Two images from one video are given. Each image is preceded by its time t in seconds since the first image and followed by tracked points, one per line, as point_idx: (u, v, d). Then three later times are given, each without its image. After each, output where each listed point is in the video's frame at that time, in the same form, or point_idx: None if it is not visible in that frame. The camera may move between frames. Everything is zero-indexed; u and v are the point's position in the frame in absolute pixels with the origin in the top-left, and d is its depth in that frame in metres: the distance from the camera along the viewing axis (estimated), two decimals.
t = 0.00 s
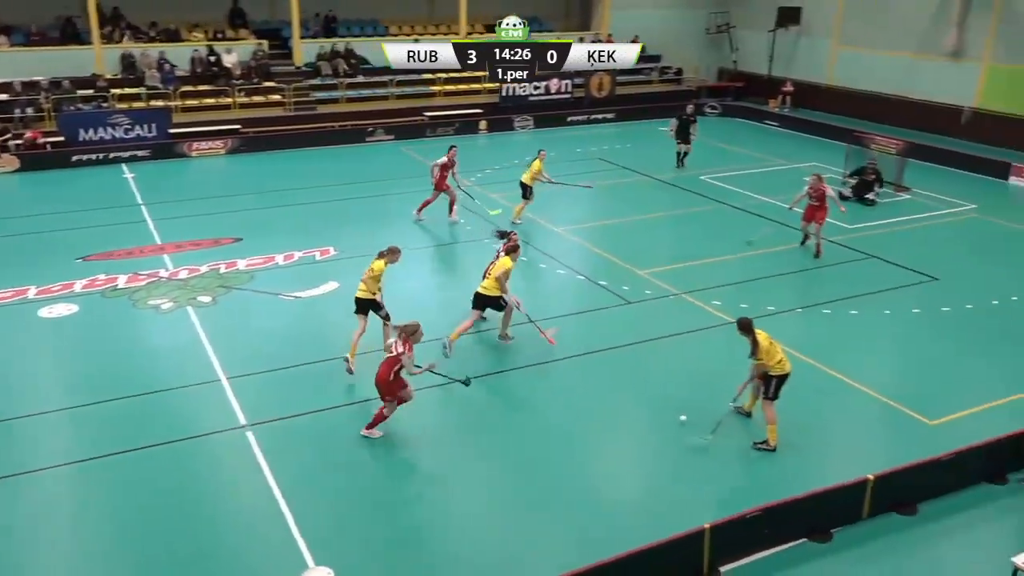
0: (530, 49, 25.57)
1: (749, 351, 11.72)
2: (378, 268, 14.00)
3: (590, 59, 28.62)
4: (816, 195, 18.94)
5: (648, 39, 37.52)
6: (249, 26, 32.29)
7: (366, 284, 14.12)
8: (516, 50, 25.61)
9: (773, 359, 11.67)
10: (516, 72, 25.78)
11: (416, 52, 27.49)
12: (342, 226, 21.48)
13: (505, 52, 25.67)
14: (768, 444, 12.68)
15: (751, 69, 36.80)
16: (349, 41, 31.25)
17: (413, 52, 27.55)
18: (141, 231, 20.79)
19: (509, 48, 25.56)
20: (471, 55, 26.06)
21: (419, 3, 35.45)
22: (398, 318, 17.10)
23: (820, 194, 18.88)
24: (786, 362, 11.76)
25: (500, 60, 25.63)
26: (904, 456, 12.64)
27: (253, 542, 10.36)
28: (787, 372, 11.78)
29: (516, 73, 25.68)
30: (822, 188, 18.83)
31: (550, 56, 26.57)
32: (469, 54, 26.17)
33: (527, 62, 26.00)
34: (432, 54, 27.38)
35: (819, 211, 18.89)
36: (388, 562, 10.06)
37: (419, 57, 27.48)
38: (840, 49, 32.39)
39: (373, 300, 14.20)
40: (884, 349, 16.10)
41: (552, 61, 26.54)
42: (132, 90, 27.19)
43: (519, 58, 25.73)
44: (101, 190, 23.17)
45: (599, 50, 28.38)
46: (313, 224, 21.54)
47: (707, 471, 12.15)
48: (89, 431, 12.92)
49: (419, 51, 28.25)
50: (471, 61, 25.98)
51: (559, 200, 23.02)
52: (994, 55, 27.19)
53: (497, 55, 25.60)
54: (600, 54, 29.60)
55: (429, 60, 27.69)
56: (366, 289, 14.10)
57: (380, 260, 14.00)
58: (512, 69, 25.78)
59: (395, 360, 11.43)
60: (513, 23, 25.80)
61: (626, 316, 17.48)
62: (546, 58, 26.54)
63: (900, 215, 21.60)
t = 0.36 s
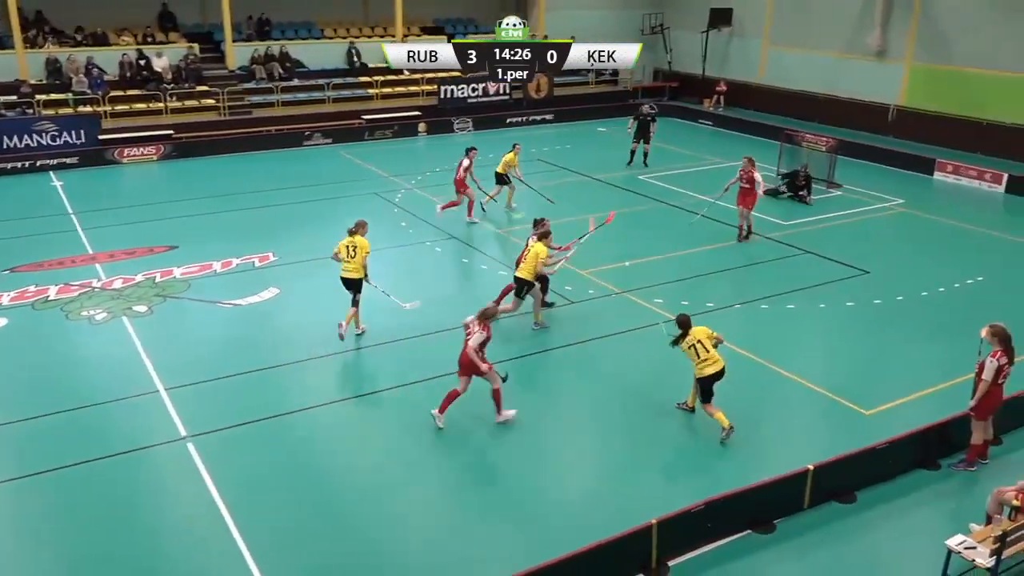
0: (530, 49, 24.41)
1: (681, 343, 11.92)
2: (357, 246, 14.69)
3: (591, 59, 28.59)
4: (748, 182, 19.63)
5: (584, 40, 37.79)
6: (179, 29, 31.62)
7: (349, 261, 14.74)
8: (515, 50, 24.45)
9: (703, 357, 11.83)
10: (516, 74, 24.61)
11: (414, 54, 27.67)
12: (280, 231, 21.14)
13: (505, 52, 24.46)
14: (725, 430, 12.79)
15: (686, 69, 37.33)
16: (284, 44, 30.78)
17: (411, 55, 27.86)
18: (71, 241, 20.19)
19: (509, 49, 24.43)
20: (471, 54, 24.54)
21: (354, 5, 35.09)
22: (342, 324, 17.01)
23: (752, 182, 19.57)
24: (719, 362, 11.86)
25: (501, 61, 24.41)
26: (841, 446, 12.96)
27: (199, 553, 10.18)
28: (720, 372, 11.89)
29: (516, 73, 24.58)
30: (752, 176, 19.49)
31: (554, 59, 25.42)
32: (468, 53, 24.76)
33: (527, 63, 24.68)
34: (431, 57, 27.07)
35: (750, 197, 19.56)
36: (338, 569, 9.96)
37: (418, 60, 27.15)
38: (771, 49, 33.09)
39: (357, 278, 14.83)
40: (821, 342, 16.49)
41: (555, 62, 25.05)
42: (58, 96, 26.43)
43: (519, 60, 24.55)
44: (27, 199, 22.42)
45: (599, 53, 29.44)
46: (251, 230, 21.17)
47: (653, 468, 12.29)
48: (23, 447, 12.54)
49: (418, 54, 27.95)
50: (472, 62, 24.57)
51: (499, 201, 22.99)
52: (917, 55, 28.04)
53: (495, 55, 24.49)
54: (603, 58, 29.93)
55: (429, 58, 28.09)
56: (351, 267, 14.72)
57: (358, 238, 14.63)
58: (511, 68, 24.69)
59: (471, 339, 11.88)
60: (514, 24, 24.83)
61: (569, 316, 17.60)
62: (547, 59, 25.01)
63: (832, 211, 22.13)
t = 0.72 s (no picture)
0: (529, 49, 25.75)
1: (664, 347, 11.89)
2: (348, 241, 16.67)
3: (590, 59, 29.99)
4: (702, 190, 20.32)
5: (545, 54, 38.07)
6: (136, 45, 31.31)
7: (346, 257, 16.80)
8: (515, 50, 25.73)
9: (680, 367, 11.86)
10: (516, 73, 25.84)
11: (416, 53, 28.93)
12: (241, 248, 20.91)
13: (505, 53, 25.75)
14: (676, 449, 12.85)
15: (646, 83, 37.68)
16: (243, 60, 30.46)
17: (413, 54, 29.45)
18: (26, 260, 19.80)
19: (509, 48, 25.72)
20: (471, 55, 25.94)
21: (313, 21, 35.07)
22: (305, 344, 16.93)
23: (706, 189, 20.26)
24: (692, 378, 11.93)
25: (500, 61, 25.68)
26: (805, 453, 13.12)
27: None
28: (688, 388, 11.97)
29: (516, 73, 25.83)
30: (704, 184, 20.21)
31: (551, 57, 25.97)
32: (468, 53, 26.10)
33: (527, 63, 26.00)
34: (433, 54, 28.70)
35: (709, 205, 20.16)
36: None
37: (419, 57, 29.02)
38: (728, 63, 33.55)
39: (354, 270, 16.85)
40: (783, 351, 16.70)
41: (553, 62, 25.94)
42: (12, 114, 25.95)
43: (519, 59, 25.80)
44: None
45: (596, 52, 30.36)
46: (212, 247, 20.95)
47: (620, 480, 12.33)
48: None
49: (420, 53, 28.92)
50: (472, 62, 25.88)
51: (463, 215, 22.94)
52: (868, 67, 28.55)
53: (495, 55, 25.76)
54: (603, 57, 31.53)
55: (430, 57, 28.93)
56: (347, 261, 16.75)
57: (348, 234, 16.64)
58: (511, 68, 25.98)
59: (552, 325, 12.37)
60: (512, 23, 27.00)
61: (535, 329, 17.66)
62: (546, 59, 25.99)
63: (791, 222, 22.47)
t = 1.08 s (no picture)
0: (529, 49, 26.00)
1: (670, 356, 11.70)
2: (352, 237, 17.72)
3: (590, 59, 30.47)
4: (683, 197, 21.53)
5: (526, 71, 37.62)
6: (109, 62, 31.02)
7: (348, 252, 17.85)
8: (515, 50, 26.16)
9: (681, 378, 11.70)
10: (516, 73, 26.34)
11: (417, 53, 29.46)
12: (217, 267, 20.58)
13: (505, 52, 26.18)
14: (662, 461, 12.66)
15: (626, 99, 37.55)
16: (220, 76, 30.04)
17: (413, 53, 29.45)
18: None
19: (509, 48, 26.15)
20: (471, 55, 26.08)
21: (290, 36, 34.85)
22: (288, 366, 16.66)
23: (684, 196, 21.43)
24: (693, 390, 11.79)
25: (501, 60, 26.08)
26: (792, 470, 12.95)
27: None
28: (688, 398, 11.82)
29: (517, 73, 26.29)
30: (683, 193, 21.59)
31: (551, 57, 26.45)
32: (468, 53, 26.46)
33: (526, 63, 26.41)
34: (432, 56, 28.86)
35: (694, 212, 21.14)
36: None
37: (420, 58, 29.32)
38: (709, 78, 33.51)
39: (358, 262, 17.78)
40: (767, 367, 16.59)
41: (553, 62, 26.45)
42: None
43: (519, 59, 26.25)
44: None
45: (597, 52, 30.84)
46: (188, 266, 20.61)
47: (605, 499, 12.11)
48: None
49: (420, 52, 29.54)
50: (472, 62, 26.12)
51: (443, 231, 22.70)
52: (848, 83, 28.60)
53: (496, 56, 26.17)
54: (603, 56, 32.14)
55: (430, 58, 29.12)
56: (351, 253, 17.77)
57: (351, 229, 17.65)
58: (511, 68, 26.47)
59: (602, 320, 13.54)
60: (513, 25, 27.22)
61: (517, 348, 17.47)
62: (546, 59, 26.46)
63: (773, 237, 22.43)
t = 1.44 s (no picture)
0: (529, 49, 26.28)
1: (688, 361, 11.72)
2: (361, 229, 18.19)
3: (590, 58, 30.62)
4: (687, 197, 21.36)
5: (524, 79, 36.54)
6: (89, 70, 30.26)
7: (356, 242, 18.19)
8: (515, 50, 26.41)
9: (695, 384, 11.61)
10: (516, 73, 26.58)
11: (417, 53, 29.41)
12: (199, 282, 19.83)
13: (505, 52, 26.47)
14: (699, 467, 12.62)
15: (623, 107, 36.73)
16: (204, 83, 29.26)
17: (412, 53, 29.29)
18: None
19: (510, 48, 26.43)
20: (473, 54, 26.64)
21: (276, 43, 34.16)
22: (275, 384, 15.94)
23: (684, 198, 21.22)
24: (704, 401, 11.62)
25: (501, 61, 26.39)
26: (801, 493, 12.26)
27: None
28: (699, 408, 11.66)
29: (518, 73, 26.50)
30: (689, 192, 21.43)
31: (551, 57, 26.86)
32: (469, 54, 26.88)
33: (526, 63, 26.66)
34: (433, 54, 28.88)
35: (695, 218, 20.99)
36: None
37: (419, 58, 29.14)
38: (710, 86, 32.79)
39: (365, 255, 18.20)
40: (772, 386, 15.91)
41: (552, 62, 26.81)
42: None
43: (519, 59, 26.51)
44: None
45: (598, 52, 30.66)
46: (169, 281, 19.85)
47: (604, 524, 11.40)
48: None
49: (420, 52, 29.54)
50: (472, 62, 26.58)
51: (436, 245, 21.98)
52: (855, 91, 27.97)
53: (496, 55, 26.47)
54: (603, 56, 31.72)
55: (429, 58, 29.09)
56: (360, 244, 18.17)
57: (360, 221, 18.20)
58: (511, 68, 26.69)
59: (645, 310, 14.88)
60: (513, 24, 27.02)
61: (513, 366, 16.76)
62: (546, 59, 26.79)
63: (777, 250, 21.78)
